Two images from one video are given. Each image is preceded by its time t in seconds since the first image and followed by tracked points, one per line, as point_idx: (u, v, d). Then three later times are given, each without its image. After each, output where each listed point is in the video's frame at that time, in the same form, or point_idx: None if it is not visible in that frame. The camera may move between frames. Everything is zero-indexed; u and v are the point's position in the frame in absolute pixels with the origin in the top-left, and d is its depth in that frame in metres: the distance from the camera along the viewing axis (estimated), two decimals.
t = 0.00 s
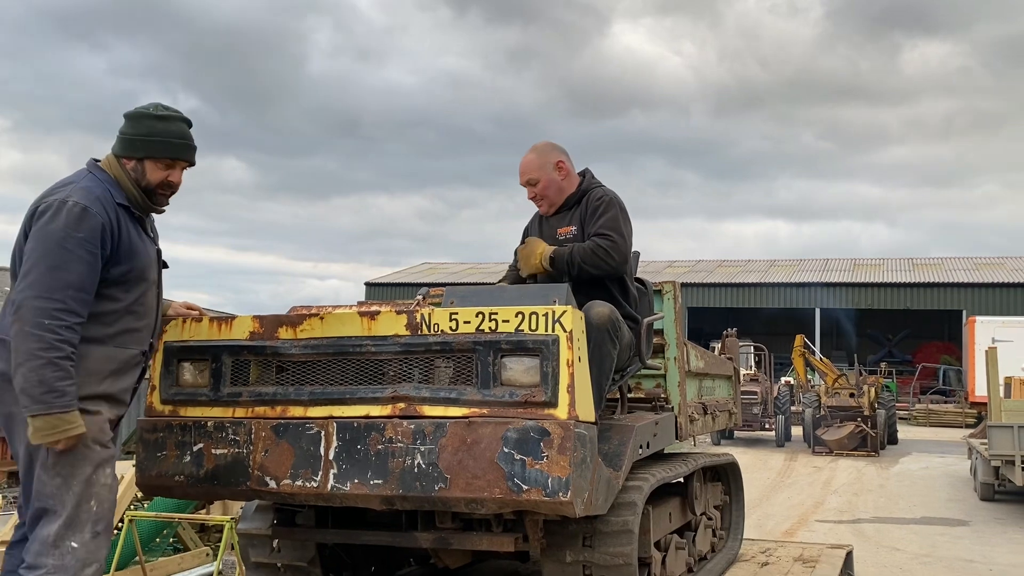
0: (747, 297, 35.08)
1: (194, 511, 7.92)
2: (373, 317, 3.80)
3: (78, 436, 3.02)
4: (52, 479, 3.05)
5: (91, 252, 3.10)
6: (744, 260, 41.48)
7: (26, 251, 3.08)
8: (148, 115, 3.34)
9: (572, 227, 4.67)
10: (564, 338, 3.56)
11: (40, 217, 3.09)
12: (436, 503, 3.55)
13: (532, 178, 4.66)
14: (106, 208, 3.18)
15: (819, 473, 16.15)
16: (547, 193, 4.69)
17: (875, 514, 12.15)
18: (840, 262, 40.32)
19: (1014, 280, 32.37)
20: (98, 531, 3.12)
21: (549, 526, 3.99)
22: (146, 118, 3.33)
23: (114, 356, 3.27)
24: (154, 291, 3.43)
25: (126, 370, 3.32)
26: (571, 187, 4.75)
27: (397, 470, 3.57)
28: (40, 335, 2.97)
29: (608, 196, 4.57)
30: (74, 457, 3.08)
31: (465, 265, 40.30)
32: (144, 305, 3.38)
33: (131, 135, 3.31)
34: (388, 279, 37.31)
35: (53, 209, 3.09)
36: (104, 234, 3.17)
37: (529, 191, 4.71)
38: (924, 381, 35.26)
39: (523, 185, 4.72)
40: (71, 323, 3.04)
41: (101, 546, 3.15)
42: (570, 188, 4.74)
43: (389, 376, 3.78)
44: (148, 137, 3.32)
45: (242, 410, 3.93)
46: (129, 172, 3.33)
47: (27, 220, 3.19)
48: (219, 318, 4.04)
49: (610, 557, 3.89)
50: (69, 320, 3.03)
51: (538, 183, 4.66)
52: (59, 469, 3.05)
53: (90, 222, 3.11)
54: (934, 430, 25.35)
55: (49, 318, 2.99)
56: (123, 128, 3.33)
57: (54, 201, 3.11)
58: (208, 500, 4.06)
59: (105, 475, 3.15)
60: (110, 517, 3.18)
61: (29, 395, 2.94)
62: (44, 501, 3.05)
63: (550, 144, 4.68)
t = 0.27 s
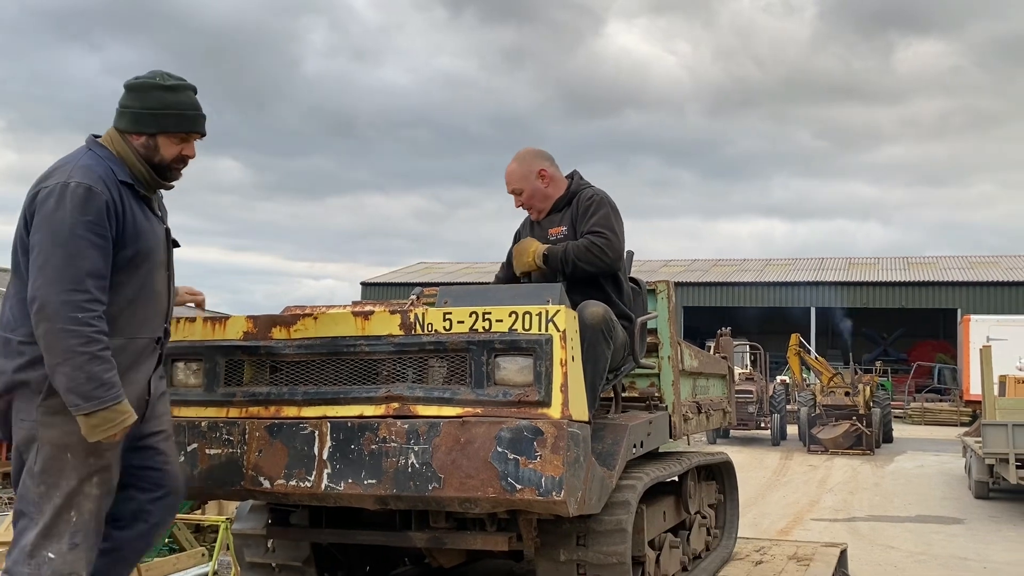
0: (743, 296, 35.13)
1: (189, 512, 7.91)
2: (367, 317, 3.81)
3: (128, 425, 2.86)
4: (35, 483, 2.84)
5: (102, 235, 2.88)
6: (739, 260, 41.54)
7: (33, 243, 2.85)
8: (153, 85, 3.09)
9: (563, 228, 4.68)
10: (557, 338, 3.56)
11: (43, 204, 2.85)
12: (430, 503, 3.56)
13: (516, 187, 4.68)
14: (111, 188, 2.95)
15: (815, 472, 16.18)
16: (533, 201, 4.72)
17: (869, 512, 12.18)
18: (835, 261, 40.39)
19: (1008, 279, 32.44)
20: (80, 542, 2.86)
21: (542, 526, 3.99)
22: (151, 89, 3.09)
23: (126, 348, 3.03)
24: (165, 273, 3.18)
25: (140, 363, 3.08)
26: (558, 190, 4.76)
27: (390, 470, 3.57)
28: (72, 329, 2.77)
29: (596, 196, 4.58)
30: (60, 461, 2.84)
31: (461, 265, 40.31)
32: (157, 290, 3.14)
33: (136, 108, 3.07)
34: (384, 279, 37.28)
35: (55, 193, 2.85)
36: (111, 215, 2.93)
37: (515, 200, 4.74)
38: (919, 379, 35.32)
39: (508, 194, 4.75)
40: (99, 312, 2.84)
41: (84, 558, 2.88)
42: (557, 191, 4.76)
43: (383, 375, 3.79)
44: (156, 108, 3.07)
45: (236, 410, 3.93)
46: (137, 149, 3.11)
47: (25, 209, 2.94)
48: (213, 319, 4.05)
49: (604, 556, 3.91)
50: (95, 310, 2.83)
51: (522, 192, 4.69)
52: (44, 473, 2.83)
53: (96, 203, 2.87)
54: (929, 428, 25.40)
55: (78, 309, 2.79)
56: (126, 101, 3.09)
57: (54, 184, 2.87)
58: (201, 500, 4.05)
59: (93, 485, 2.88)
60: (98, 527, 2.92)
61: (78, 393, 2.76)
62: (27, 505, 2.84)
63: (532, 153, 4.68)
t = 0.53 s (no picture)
0: (738, 294, 35.20)
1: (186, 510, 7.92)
2: (364, 314, 3.82)
3: (160, 425, 2.66)
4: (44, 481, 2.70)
5: (121, 230, 2.67)
6: (735, 258, 41.61)
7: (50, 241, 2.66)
8: (189, 72, 2.89)
9: (554, 226, 4.69)
10: (553, 334, 3.58)
11: (59, 201, 2.66)
12: (427, 498, 3.58)
13: (501, 187, 4.70)
14: (130, 180, 2.74)
15: (810, 469, 16.22)
16: (518, 201, 4.74)
17: (865, 509, 12.21)
18: (831, 259, 40.47)
19: (1003, 277, 32.52)
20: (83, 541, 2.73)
21: (539, 521, 4.01)
22: (188, 76, 2.89)
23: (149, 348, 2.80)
24: (194, 269, 2.96)
25: (168, 362, 2.85)
26: (546, 187, 4.78)
27: (388, 466, 3.59)
28: (88, 327, 2.57)
29: (586, 192, 4.60)
30: (71, 463, 2.69)
31: (457, 264, 40.36)
32: (185, 285, 2.92)
33: (174, 97, 2.86)
34: (380, 278, 37.28)
35: (71, 189, 2.65)
36: (129, 208, 2.72)
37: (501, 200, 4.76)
38: (915, 377, 35.40)
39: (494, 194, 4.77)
40: (117, 308, 2.64)
41: (82, 559, 2.74)
42: (545, 188, 4.77)
43: (380, 372, 3.81)
44: (193, 99, 2.87)
45: (234, 407, 3.94)
46: (170, 137, 2.90)
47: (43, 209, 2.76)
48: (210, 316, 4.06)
49: (601, 551, 3.92)
50: (113, 308, 2.62)
51: (508, 192, 4.71)
52: (55, 472, 2.69)
53: (112, 197, 2.66)
54: (924, 426, 25.47)
55: (93, 307, 2.58)
56: (160, 89, 2.88)
57: (71, 178, 2.68)
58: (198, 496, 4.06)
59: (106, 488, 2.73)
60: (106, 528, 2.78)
61: (97, 395, 2.56)
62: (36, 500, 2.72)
63: (517, 152, 4.69)
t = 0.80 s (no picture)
0: (733, 293, 35.25)
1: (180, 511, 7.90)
2: (357, 314, 3.83)
3: (206, 442, 2.43)
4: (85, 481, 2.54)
5: (181, 238, 2.48)
6: (730, 257, 41.67)
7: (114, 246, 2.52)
8: (287, 85, 2.68)
9: (543, 227, 4.70)
10: (545, 334, 3.59)
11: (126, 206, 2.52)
12: (419, 499, 3.58)
13: (492, 186, 4.70)
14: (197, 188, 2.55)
15: (805, 468, 16.26)
16: (508, 200, 4.74)
17: (859, 507, 12.24)
18: (825, 257, 40.55)
19: (996, 275, 32.61)
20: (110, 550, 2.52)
21: (532, 522, 4.02)
22: (284, 89, 2.67)
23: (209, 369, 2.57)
24: (268, 289, 2.72)
25: (231, 383, 2.62)
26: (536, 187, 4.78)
27: (380, 467, 3.60)
28: (134, 335, 2.39)
29: (576, 194, 4.61)
30: (111, 473, 2.51)
31: (452, 263, 40.36)
32: (260, 302, 2.70)
33: (270, 111, 2.64)
34: (375, 278, 37.26)
35: (138, 194, 2.51)
36: (194, 217, 2.53)
37: (491, 198, 4.76)
38: (909, 375, 35.48)
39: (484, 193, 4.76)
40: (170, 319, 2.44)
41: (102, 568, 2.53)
42: (535, 188, 4.77)
43: (373, 373, 3.81)
44: (289, 114, 2.65)
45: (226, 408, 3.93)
46: (258, 151, 2.68)
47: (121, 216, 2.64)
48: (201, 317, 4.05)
49: (593, 550, 3.94)
50: (166, 317, 2.43)
51: (498, 191, 4.71)
52: (94, 475, 2.52)
53: (176, 203, 2.49)
54: (918, 424, 25.53)
55: (142, 314, 2.40)
56: (255, 101, 2.66)
57: (143, 182, 2.54)
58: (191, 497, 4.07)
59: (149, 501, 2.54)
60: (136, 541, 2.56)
61: (142, 405, 2.38)
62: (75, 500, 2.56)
63: (509, 151, 4.67)
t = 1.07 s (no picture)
0: (727, 291, 35.29)
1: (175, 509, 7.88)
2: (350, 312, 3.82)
3: (268, 409, 2.43)
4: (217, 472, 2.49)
5: (279, 197, 2.52)
6: (724, 254, 41.70)
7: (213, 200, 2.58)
8: (394, 60, 2.71)
9: (544, 223, 4.70)
10: (540, 331, 3.58)
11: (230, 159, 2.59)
12: (413, 495, 3.59)
13: (499, 176, 4.72)
14: (299, 149, 2.59)
15: (799, 465, 16.29)
16: (515, 192, 4.75)
17: (853, 504, 12.27)
18: (819, 255, 40.60)
19: (990, 272, 32.69)
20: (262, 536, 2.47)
21: (526, 519, 4.02)
22: (392, 63, 2.70)
23: (301, 333, 2.59)
24: (364, 257, 2.75)
25: (327, 352, 2.63)
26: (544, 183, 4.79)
27: (374, 463, 3.60)
28: (219, 288, 2.43)
29: (580, 192, 4.61)
30: (246, 454, 2.47)
31: (447, 261, 40.35)
32: (355, 272, 2.72)
33: (379, 85, 2.67)
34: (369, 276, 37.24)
35: (243, 149, 2.57)
36: (295, 179, 2.57)
37: (499, 188, 4.78)
38: (903, 372, 35.55)
39: (492, 183, 4.79)
40: (258, 278, 2.48)
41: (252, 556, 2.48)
42: (543, 184, 4.78)
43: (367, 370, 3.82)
44: (396, 89, 2.68)
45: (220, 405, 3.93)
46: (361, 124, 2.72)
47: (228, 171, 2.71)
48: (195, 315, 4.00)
49: (587, 547, 3.94)
50: (253, 276, 2.47)
51: (505, 182, 4.73)
52: (223, 461, 2.48)
53: (278, 163, 2.53)
54: (912, 420, 25.60)
55: (229, 269, 2.45)
56: (361, 74, 2.69)
57: (245, 139, 2.60)
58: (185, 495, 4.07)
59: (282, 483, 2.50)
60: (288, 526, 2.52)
61: (211, 361, 2.40)
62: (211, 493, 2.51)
63: (518, 143, 4.70)
